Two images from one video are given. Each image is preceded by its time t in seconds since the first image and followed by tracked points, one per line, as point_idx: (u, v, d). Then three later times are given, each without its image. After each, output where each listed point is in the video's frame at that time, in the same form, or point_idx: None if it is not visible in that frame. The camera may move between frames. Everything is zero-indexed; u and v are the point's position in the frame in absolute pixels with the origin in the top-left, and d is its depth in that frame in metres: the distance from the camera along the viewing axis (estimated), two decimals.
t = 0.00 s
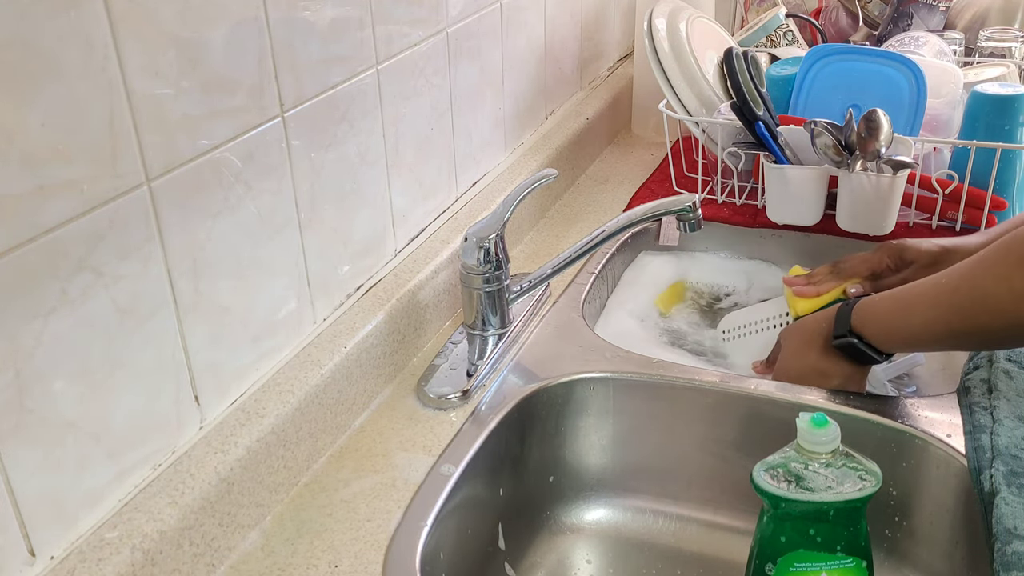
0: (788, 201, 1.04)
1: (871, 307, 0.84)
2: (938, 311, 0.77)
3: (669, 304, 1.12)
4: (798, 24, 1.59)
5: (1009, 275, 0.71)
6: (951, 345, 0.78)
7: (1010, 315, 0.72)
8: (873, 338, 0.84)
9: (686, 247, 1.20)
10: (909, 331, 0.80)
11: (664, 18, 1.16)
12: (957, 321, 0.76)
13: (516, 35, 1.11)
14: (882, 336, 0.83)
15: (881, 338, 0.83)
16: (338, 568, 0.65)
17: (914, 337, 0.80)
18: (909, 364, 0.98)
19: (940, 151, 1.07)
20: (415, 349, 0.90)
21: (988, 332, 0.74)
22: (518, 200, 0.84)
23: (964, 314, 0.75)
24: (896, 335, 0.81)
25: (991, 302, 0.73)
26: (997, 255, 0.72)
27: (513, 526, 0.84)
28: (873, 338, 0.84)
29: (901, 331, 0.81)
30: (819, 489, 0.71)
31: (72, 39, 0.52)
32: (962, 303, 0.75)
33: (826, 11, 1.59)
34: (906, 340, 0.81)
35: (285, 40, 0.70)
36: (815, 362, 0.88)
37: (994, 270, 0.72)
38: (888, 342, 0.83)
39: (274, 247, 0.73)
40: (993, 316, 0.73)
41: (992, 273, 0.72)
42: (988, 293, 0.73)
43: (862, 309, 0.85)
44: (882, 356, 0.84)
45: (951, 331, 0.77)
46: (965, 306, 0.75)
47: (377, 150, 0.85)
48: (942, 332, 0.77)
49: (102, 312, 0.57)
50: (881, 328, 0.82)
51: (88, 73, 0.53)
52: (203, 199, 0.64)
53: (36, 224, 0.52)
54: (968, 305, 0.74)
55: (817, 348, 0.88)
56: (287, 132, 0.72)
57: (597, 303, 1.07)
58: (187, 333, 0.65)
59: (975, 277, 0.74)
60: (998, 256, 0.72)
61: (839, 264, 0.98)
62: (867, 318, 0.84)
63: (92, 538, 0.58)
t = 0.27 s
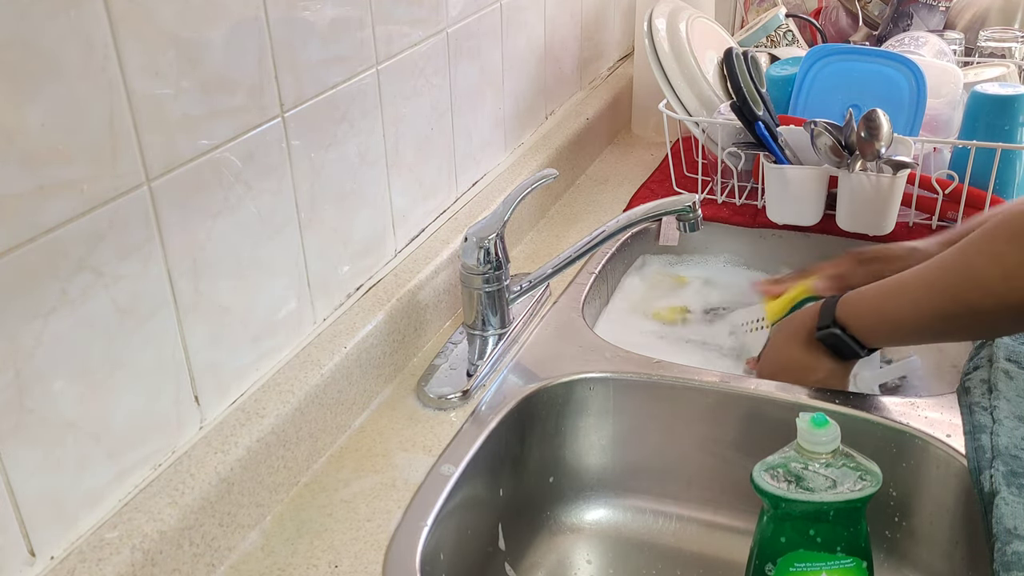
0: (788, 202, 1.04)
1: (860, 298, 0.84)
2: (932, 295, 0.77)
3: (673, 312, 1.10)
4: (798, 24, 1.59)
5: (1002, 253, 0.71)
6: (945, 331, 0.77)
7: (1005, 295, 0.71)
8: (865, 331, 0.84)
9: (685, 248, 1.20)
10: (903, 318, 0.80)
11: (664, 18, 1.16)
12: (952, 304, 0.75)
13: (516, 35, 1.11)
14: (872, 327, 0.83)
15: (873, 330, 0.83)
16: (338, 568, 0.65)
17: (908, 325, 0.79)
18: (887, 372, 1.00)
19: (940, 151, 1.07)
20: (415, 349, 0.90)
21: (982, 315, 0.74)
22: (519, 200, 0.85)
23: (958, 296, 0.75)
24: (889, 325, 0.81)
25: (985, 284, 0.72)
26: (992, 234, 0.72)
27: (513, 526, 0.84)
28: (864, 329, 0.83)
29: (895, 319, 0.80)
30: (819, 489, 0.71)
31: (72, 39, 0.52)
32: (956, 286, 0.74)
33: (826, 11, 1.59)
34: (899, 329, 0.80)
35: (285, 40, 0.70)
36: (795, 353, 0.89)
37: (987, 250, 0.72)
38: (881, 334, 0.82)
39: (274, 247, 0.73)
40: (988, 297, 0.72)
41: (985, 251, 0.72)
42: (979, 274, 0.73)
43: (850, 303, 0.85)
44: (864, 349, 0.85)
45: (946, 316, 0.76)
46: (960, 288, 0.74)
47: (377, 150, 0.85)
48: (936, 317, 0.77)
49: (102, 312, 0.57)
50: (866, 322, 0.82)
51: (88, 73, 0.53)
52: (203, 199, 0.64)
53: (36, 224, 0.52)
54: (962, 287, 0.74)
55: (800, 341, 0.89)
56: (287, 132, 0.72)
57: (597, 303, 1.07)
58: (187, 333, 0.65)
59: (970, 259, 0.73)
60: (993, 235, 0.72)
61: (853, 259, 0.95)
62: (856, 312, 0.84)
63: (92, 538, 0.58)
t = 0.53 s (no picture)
0: (788, 202, 1.04)
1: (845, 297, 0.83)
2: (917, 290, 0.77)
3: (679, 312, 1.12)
4: (798, 24, 1.59)
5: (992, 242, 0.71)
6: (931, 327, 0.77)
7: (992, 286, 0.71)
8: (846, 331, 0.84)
9: (686, 248, 1.20)
10: (887, 316, 0.79)
11: (664, 18, 1.16)
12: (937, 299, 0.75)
13: (516, 35, 1.11)
14: (854, 326, 0.83)
15: (857, 329, 0.83)
16: (338, 568, 0.65)
17: (893, 322, 0.79)
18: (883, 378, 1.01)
19: (940, 151, 1.07)
20: (415, 349, 0.90)
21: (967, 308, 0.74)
22: (519, 200, 0.84)
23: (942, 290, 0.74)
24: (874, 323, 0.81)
25: (971, 275, 0.72)
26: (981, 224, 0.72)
27: (513, 526, 0.84)
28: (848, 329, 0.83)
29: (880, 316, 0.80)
30: (819, 490, 0.71)
31: (72, 39, 0.52)
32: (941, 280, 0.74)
33: (826, 11, 1.59)
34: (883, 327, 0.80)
35: (285, 40, 0.70)
36: (783, 362, 0.89)
37: (974, 240, 0.72)
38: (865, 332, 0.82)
39: (274, 247, 0.73)
40: (974, 290, 0.72)
41: (970, 241, 0.72)
42: (962, 267, 0.73)
43: (832, 304, 0.85)
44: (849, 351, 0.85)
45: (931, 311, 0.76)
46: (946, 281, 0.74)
47: (377, 150, 0.85)
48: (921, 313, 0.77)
49: (102, 312, 0.57)
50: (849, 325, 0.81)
51: (88, 73, 0.53)
52: (203, 199, 0.64)
53: (36, 224, 0.52)
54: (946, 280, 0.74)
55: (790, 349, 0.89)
56: (287, 132, 0.72)
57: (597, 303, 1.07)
58: (187, 333, 0.65)
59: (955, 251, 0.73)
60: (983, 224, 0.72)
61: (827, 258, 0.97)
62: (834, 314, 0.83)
63: (92, 538, 0.58)
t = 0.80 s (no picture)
0: (788, 202, 1.04)
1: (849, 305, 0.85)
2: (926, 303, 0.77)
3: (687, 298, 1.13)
4: (798, 24, 1.59)
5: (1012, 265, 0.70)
6: (937, 335, 0.78)
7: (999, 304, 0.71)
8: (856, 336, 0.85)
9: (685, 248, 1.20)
10: (894, 323, 0.80)
11: (664, 18, 1.16)
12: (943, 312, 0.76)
13: (515, 36, 1.11)
14: (864, 332, 0.84)
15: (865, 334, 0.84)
16: (338, 568, 0.65)
17: (904, 328, 0.80)
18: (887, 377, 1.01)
19: (940, 151, 1.07)
20: (415, 350, 0.90)
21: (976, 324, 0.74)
22: (518, 200, 0.84)
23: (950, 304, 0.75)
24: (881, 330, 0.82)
25: (981, 286, 0.72)
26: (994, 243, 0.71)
27: (513, 526, 0.84)
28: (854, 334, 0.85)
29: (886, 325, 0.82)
30: (819, 489, 0.71)
31: (72, 39, 0.52)
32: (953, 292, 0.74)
33: (826, 11, 1.59)
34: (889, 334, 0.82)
35: (285, 40, 0.70)
36: (793, 364, 0.91)
37: (987, 253, 0.71)
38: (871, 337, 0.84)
39: (274, 247, 0.73)
40: (980, 299, 0.72)
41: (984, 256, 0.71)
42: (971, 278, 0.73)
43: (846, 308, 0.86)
44: (854, 355, 0.86)
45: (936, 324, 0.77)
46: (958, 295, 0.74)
47: (377, 150, 0.85)
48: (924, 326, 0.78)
49: (102, 312, 0.57)
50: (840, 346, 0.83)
51: (88, 73, 0.53)
52: (203, 198, 0.64)
53: (36, 223, 0.52)
54: (958, 292, 0.74)
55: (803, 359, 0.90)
56: (287, 132, 0.72)
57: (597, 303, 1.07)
58: (187, 333, 0.65)
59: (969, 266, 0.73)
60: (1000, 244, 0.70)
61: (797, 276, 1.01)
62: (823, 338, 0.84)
63: (92, 538, 0.58)
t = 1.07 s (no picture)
0: (788, 201, 1.04)
1: (889, 279, 0.81)
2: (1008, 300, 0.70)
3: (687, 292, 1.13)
4: (798, 24, 1.59)
5: None
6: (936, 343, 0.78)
7: None
8: (943, 328, 0.73)
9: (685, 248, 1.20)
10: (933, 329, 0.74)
11: (664, 18, 1.16)
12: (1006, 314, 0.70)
13: (515, 35, 1.11)
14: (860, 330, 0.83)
15: (951, 326, 0.73)
16: (338, 568, 0.65)
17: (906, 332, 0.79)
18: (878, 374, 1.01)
19: (940, 151, 1.07)
20: (415, 349, 0.90)
21: None
22: (518, 200, 0.84)
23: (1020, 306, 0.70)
24: (969, 322, 0.72)
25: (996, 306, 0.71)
26: None
27: (513, 526, 0.84)
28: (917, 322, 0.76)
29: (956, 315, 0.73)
30: (819, 489, 0.71)
31: (72, 39, 0.52)
32: None
33: (826, 11, 1.59)
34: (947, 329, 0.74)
35: (285, 40, 0.70)
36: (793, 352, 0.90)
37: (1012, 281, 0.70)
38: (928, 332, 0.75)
39: (274, 247, 0.73)
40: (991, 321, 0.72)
41: None
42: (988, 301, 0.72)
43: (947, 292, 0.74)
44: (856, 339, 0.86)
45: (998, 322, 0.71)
46: None
47: (377, 150, 0.85)
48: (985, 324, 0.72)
49: (102, 312, 0.57)
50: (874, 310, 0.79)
51: (88, 73, 0.53)
52: (203, 198, 0.64)
53: (37, 224, 0.52)
54: None
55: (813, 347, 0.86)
56: (287, 132, 0.72)
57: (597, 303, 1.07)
58: (187, 333, 0.65)
59: None
60: None
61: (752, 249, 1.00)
62: (851, 305, 0.81)
63: (91, 538, 0.58)
